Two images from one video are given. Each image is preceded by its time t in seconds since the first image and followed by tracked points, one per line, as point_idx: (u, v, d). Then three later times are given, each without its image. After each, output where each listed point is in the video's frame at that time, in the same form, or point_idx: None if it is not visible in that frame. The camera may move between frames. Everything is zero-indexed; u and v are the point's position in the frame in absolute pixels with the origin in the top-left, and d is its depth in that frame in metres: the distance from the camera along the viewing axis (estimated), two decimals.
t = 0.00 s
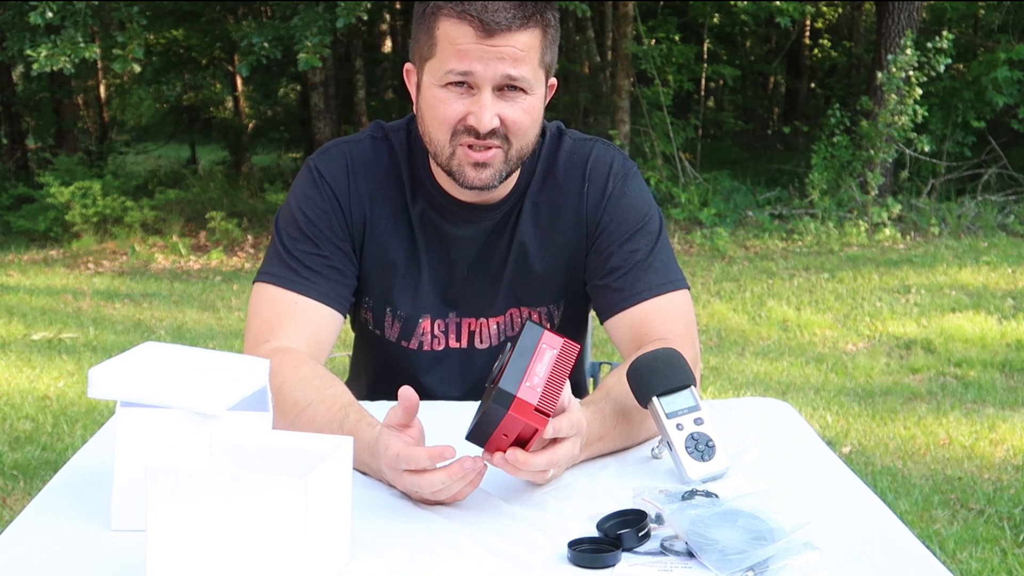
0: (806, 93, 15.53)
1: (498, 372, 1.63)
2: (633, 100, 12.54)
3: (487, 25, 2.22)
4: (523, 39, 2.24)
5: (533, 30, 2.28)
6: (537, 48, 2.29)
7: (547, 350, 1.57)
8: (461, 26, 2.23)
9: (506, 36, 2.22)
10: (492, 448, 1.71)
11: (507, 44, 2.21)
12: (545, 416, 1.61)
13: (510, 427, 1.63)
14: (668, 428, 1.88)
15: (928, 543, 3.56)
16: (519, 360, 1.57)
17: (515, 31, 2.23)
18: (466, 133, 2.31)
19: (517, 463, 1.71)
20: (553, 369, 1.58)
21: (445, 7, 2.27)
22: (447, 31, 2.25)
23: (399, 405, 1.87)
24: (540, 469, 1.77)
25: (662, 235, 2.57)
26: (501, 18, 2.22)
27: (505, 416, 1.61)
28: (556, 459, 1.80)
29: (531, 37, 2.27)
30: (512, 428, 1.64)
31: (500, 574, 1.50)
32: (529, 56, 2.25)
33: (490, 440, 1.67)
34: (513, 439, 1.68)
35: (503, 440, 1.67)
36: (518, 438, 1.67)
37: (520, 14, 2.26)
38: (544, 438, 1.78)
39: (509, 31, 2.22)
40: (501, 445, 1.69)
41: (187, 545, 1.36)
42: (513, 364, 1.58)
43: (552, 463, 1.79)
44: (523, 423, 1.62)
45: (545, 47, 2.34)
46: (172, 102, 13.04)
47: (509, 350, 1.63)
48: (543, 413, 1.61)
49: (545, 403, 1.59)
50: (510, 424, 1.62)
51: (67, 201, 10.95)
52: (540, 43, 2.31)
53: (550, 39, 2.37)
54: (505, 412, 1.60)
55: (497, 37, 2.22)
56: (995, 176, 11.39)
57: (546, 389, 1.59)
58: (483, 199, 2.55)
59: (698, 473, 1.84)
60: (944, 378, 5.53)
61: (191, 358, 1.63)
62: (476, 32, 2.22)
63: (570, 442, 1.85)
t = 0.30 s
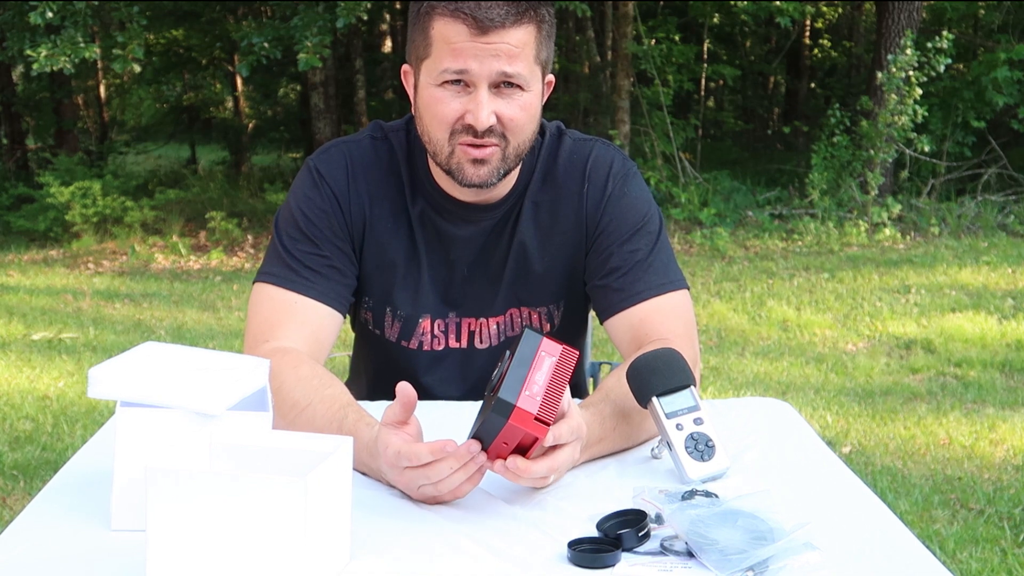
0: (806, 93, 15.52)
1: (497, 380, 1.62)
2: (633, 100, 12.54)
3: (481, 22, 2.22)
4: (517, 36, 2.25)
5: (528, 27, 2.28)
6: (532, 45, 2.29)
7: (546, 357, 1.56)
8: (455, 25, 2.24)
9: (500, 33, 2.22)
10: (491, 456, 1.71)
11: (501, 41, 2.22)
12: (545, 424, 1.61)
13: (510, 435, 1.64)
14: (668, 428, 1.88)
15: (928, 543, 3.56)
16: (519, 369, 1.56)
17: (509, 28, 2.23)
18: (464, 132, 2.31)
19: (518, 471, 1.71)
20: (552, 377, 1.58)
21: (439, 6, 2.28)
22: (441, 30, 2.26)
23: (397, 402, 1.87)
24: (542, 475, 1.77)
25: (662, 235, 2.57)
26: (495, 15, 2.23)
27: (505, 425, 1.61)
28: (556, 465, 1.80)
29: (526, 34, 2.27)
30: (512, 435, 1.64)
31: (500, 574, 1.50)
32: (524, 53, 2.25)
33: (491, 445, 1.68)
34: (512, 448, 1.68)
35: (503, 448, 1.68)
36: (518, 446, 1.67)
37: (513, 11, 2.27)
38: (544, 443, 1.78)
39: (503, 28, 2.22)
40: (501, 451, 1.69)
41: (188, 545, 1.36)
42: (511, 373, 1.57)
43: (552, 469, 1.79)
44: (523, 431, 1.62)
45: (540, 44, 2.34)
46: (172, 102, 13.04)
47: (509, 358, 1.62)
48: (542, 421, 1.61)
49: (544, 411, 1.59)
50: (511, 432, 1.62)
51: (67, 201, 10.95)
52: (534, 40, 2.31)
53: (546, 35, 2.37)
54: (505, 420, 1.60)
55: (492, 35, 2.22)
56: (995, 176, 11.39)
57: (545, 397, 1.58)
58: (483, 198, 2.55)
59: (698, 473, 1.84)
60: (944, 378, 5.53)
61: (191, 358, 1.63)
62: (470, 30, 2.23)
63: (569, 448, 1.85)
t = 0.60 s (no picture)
0: (806, 93, 15.51)
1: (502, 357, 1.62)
2: (633, 100, 12.55)
3: (481, 22, 2.22)
4: (518, 36, 2.25)
5: (529, 27, 2.28)
6: (532, 45, 2.29)
7: (553, 338, 1.56)
8: (456, 24, 2.24)
9: (501, 33, 2.23)
10: (491, 437, 1.72)
11: (502, 41, 2.22)
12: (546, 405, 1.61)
13: (511, 414, 1.64)
14: (668, 428, 1.88)
15: (928, 543, 3.56)
16: (523, 347, 1.56)
17: (510, 28, 2.23)
18: (464, 131, 2.31)
19: (515, 452, 1.72)
20: (557, 359, 1.57)
21: (440, 5, 2.28)
22: (442, 30, 2.26)
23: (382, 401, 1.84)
24: (539, 459, 1.79)
25: (663, 235, 2.57)
26: (495, 16, 2.23)
27: (507, 401, 1.62)
28: (555, 450, 1.81)
29: (527, 34, 2.27)
30: (513, 413, 1.64)
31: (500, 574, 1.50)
32: (524, 54, 2.25)
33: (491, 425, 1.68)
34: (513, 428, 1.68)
35: (503, 427, 1.68)
36: (518, 426, 1.68)
37: (514, 11, 2.27)
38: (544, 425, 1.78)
39: (503, 28, 2.23)
40: (501, 432, 1.69)
41: (187, 544, 1.36)
42: (517, 351, 1.57)
43: (550, 454, 1.80)
44: (525, 408, 1.62)
45: (541, 44, 2.34)
46: (172, 103, 13.05)
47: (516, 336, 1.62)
48: (544, 399, 1.61)
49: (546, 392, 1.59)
50: (512, 409, 1.62)
51: (67, 201, 10.95)
52: (535, 40, 2.31)
53: (546, 36, 2.37)
54: (506, 397, 1.61)
55: (492, 35, 2.23)
56: (995, 176, 11.39)
57: (549, 377, 1.58)
58: (484, 198, 2.55)
59: (698, 472, 1.84)
60: (944, 378, 5.53)
61: (191, 358, 1.63)
62: (471, 29, 2.23)
63: (569, 435, 1.85)
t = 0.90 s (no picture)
0: (806, 93, 15.51)
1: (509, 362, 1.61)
2: (633, 101, 12.55)
3: (482, 23, 2.22)
4: (518, 37, 2.25)
5: (529, 28, 2.28)
6: (532, 46, 2.30)
7: (560, 345, 1.54)
8: (456, 25, 2.24)
9: (501, 34, 2.22)
10: (495, 440, 1.71)
11: (502, 43, 2.22)
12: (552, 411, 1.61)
13: (516, 419, 1.64)
14: (668, 428, 1.88)
15: (928, 543, 3.56)
16: (531, 354, 1.55)
17: (510, 29, 2.23)
18: (464, 132, 2.31)
19: (520, 457, 1.71)
20: (564, 365, 1.56)
21: (440, 7, 2.28)
22: (442, 31, 2.26)
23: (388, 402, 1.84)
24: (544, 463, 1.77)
25: (663, 235, 2.57)
26: (495, 17, 2.23)
27: (513, 406, 1.61)
28: (557, 454, 1.80)
29: (526, 35, 2.27)
30: (518, 418, 1.64)
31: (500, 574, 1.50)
32: (524, 55, 2.25)
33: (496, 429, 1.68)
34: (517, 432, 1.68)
35: (507, 431, 1.68)
36: (522, 430, 1.67)
37: (515, 12, 2.27)
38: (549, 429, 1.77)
39: (503, 29, 2.23)
40: (505, 436, 1.69)
41: (187, 544, 1.36)
42: (524, 357, 1.56)
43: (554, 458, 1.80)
44: (531, 414, 1.62)
45: (541, 45, 2.34)
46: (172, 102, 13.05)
47: (523, 340, 1.61)
48: (551, 406, 1.60)
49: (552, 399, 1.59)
50: (518, 415, 1.62)
51: (67, 201, 10.95)
52: (535, 41, 2.31)
53: (546, 37, 2.37)
54: (512, 402, 1.60)
55: (492, 36, 2.22)
56: (995, 176, 11.39)
57: (554, 384, 1.58)
58: (484, 198, 2.55)
59: (698, 473, 1.84)
60: (944, 378, 5.53)
61: (191, 358, 1.63)
62: (471, 30, 2.23)
63: (573, 438, 1.85)
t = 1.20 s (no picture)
0: (805, 93, 15.50)
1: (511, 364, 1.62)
2: (633, 101, 12.55)
3: (481, 25, 2.23)
4: (517, 39, 2.25)
5: (528, 30, 2.28)
6: (532, 47, 2.30)
7: (562, 348, 1.56)
8: (455, 26, 2.24)
9: (500, 36, 2.23)
10: (495, 442, 1.71)
11: (501, 44, 2.22)
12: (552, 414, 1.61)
13: (516, 421, 1.64)
14: (668, 428, 1.88)
15: (928, 543, 3.56)
16: (533, 357, 1.56)
17: (509, 31, 2.24)
18: (463, 133, 2.30)
19: (519, 459, 1.70)
20: (566, 369, 1.57)
21: (440, 8, 2.29)
22: (441, 32, 2.26)
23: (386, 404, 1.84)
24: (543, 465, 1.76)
25: (662, 235, 2.57)
26: (494, 18, 2.23)
27: (514, 409, 1.61)
28: (557, 455, 1.79)
29: (526, 37, 2.27)
30: (518, 421, 1.64)
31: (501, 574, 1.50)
32: (523, 56, 2.25)
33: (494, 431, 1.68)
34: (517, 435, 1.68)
35: (507, 433, 1.68)
36: (522, 433, 1.68)
37: (514, 13, 2.27)
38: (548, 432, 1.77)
39: (502, 31, 2.23)
40: (504, 438, 1.69)
41: (188, 543, 1.36)
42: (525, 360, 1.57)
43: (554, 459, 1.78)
44: (531, 417, 1.62)
45: (541, 46, 2.34)
46: (172, 103, 13.06)
47: (524, 344, 1.62)
48: (552, 410, 1.61)
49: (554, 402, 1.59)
50: (518, 417, 1.62)
51: (67, 201, 10.94)
52: (534, 42, 2.31)
53: (546, 38, 2.37)
54: (514, 404, 1.60)
55: (491, 38, 2.23)
56: (995, 175, 11.40)
57: (556, 388, 1.58)
58: (483, 199, 2.55)
59: (698, 473, 1.84)
60: (944, 378, 5.53)
61: (191, 358, 1.63)
62: (470, 31, 2.23)
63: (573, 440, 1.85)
